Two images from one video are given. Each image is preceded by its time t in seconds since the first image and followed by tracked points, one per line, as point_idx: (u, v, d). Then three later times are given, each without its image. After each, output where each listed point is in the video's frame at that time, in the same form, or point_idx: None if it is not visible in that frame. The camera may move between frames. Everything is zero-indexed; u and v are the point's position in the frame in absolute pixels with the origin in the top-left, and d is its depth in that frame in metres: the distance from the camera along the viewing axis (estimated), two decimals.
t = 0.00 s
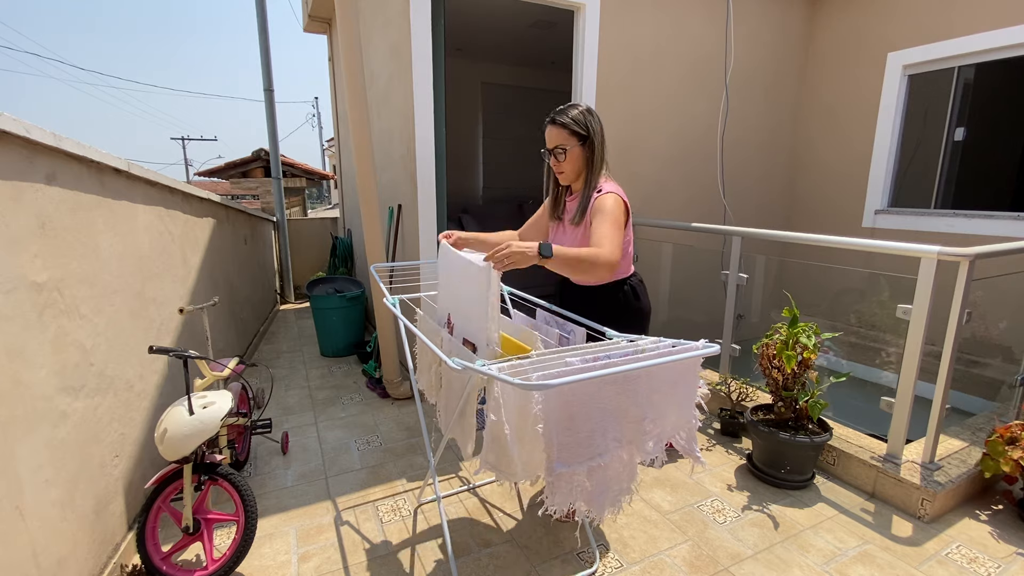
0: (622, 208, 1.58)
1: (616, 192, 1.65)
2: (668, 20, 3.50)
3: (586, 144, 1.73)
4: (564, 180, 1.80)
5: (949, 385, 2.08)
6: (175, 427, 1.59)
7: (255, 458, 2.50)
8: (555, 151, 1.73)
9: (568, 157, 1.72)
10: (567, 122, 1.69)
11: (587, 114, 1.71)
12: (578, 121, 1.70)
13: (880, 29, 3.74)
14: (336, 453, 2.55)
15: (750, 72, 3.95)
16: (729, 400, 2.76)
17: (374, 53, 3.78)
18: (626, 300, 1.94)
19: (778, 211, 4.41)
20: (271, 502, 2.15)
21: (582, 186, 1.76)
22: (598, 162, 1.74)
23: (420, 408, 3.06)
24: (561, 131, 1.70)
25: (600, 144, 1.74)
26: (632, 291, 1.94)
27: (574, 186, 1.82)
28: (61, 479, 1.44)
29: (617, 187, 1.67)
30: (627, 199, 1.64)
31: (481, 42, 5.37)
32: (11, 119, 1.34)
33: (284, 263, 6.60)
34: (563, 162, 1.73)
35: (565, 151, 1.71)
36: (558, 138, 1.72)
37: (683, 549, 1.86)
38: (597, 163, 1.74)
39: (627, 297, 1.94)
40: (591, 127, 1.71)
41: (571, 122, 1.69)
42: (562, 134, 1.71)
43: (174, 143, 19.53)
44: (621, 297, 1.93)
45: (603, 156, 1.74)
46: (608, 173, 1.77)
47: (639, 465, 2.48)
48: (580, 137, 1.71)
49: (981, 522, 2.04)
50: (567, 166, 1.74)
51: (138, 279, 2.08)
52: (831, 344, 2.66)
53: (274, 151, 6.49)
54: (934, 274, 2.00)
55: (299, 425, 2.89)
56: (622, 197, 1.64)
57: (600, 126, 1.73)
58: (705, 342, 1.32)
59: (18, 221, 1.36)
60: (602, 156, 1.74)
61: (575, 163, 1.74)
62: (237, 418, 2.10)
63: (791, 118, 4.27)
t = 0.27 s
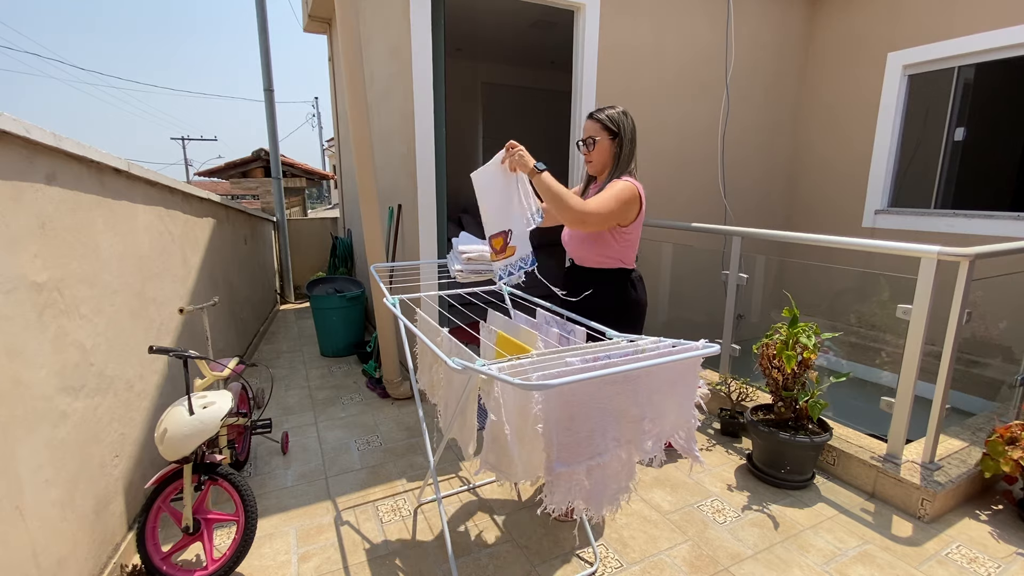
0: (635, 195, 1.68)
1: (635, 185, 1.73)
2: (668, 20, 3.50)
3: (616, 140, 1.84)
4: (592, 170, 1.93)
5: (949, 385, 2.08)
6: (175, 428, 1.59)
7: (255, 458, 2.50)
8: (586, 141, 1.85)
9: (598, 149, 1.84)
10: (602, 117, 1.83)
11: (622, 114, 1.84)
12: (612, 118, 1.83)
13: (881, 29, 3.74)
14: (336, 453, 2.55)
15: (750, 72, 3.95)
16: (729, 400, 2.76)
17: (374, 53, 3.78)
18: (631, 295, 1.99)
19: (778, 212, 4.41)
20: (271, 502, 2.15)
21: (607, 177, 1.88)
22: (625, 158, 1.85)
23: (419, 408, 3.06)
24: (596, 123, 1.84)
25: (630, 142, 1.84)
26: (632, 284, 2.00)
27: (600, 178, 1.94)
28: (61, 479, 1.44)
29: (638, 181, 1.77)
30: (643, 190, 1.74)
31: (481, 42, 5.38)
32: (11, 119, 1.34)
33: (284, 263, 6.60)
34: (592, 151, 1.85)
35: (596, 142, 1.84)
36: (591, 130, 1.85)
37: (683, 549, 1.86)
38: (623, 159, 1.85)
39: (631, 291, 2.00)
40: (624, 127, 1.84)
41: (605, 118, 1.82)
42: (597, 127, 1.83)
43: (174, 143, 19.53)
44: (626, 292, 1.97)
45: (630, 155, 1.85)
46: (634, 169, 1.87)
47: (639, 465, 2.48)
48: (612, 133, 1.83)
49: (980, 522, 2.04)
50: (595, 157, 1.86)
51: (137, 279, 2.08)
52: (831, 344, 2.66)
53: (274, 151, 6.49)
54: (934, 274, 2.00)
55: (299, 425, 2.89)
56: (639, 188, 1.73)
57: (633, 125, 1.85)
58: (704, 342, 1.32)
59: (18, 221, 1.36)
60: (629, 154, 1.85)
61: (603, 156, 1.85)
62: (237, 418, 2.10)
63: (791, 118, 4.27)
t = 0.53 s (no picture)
0: (643, 199, 1.73)
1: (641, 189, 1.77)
2: (668, 20, 3.50)
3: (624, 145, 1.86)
4: (603, 174, 1.96)
5: (949, 385, 2.08)
6: (175, 428, 1.59)
7: (255, 458, 2.50)
8: (595, 147, 1.89)
9: (607, 154, 1.88)
10: (611, 124, 1.85)
11: (631, 120, 1.85)
12: (621, 125, 1.85)
13: (881, 29, 3.74)
14: (336, 453, 2.55)
15: (750, 72, 3.95)
16: (729, 400, 2.76)
17: (374, 53, 3.78)
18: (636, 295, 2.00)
19: (778, 212, 4.41)
20: (271, 502, 2.15)
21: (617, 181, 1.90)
22: (634, 162, 1.86)
23: (419, 408, 3.06)
24: (606, 130, 1.87)
25: (638, 146, 1.86)
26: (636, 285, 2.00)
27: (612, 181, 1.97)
28: (61, 479, 1.44)
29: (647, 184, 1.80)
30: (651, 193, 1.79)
31: (481, 42, 5.38)
32: (11, 119, 1.34)
33: (284, 263, 6.60)
34: (602, 157, 1.89)
35: (605, 148, 1.87)
36: (600, 136, 1.88)
37: (683, 549, 1.86)
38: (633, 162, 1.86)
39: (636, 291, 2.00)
40: (634, 133, 1.85)
41: (614, 125, 1.85)
42: (606, 133, 1.87)
43: (174, 143, 19.55)
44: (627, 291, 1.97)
45: (639, 159, 1.86)
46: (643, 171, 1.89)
47: (639, 465, 2.48)
48: (620, 138, 1.86)
49: (980, 522, 2.04)
50: (605, 162, 1.90)
51: (138, 279, 2.08)
52: (831, 344, 2.66)
53: (274, 151, 6.49)
54: (934, 274, 2.00)
55: (299, 425, 2.89)
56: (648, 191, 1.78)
57: (641, 130, 1.86)
58: (704, 342, 1.32)
59: (18, 221, 1.36)
60: (638, 157, 1.86)
61: (613, 161, 1.88)
62: (237, 418, 2.10)
63: (791, 118, 4.27)
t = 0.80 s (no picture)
0: (643, 199, 1.77)
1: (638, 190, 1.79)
2: (668, 20, 3.50)
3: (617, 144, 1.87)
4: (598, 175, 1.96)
5: (949, 385, 2.08)
6: (175, 427, 1.59)
7: (255, 458, 2.50)
8: (588, 148, 1.90)
9: (600, 154, 1.88)
10: (602, 124, 1.86)
11: (622, 120, 1.86)
12: (613, 125, 1.86)
13: (881, 29, 3.74)
14: (336, 453, 2.55)
15: (750, 72, 3.95)
16: (729, 400, 2.76)
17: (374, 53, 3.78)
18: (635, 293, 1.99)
19: (778, 212, 4.41)
20: (271, 502, 2.15)
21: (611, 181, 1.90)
22: (627, 161, 1.87)
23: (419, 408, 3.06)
24: (598, 131, 1.88)
25: (631, 144, 1.86)
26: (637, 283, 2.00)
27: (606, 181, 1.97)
28: (61, 479, 1.44)
29: (641, 182, 1.81)
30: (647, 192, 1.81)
31: (481, 42, 5.38)
32: (11, 119, 1.34)
33: (284, 263, 6.60)
34: (595, 158, 1.90)
35: (598, 149, 1.88)
36: (593, 137, 1.89)
37: (683, 549, 1.86)
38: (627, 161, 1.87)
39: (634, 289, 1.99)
40: (626, 133, 1.86)
41: (605, 125, 1.86)
42: (598, 134, 1.88)
43: (174, 143, 19.56)
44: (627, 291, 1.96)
45: (633, 158, 1.87)
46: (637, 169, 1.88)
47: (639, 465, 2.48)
48: (612, 138, 1.86)
49: (980, 522, 2.04)
50: (599, 162, 1.91)
51: (138, 279, 2.08)
52: (831, 344, 2.66)
53: (274, 151, 6.49)
54: (934, 274, 2.00)
55: (299, 425, 2.89)
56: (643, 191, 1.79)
57: (633, 129, 1.87)
58: (705, 342, 1.32)
59: (19, 221, 1.36)
60: (631, 155, 1.86)
61: (606, 161, 1.89)
62: (237, 418, 2.10)
63: (791, 118, 4.27)
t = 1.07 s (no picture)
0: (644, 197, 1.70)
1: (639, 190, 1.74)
2: (668, 20, 3.50)
3: (620, 143, 1.85)
4: (598, 173, 1.94)
5: (949, 385, 2.08)
6: (175, 427, 1.59)
7: (255, 458, 2.50)
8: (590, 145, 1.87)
9: (603, 153, 1.86)
10: (607, 122, 1.84)
11: (627, 119, 1.85)
12: (617, 123, 1.84)
13: (881, 29, 3.74)
14: (336, 453, 2.55)
15: (750, 72, 3.95)
16: (729, 400, 2.76)
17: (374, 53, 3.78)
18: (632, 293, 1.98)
19: (778, 212, 4.41)
20: (271, 502, 2.15)
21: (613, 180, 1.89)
22: (629, 160, 1.86)
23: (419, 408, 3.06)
24: (602, 128, 1.85)
25: (634, 144, 1.85)
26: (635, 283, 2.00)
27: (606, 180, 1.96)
28: (61, 479, 1.44)
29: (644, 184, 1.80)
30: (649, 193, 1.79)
31: (481, 42, 5.38)
32: (11, 119, 1.34)
33: (284, 263, 6.60)
34: (597, 155, 1.87)
35: (601, 147, 1.85)
36: (596, 134, 1.86)
37: (683, 549, 1.86)
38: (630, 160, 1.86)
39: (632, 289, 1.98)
40: (630, 132, 1.85)
41: (610, 123, 1.84)
42: (602, 132, 1.85)
43: (174, 143, 19.57)
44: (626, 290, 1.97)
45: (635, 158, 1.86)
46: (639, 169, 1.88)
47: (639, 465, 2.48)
48: (616, 137, 1.84)
49: (981, 522, 2.04)
50: (600, 161, 1.88)
51: (138, 279, 2.08)
52: (831, 344, 2.66)
53: (274, 151, 6.49)
54: (934, 274, 2.00)
55: (299, 425, 2.89)
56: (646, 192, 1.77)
57: (637, 128, 1.86)
58: (704, 342, 1.32)
59: (19, 221, 1.36)
60: (634, 156, 1.86)
61: (608, 159, 1.86)
62: (237, 418, 2.10)
63: (791, 118, 4.27)
